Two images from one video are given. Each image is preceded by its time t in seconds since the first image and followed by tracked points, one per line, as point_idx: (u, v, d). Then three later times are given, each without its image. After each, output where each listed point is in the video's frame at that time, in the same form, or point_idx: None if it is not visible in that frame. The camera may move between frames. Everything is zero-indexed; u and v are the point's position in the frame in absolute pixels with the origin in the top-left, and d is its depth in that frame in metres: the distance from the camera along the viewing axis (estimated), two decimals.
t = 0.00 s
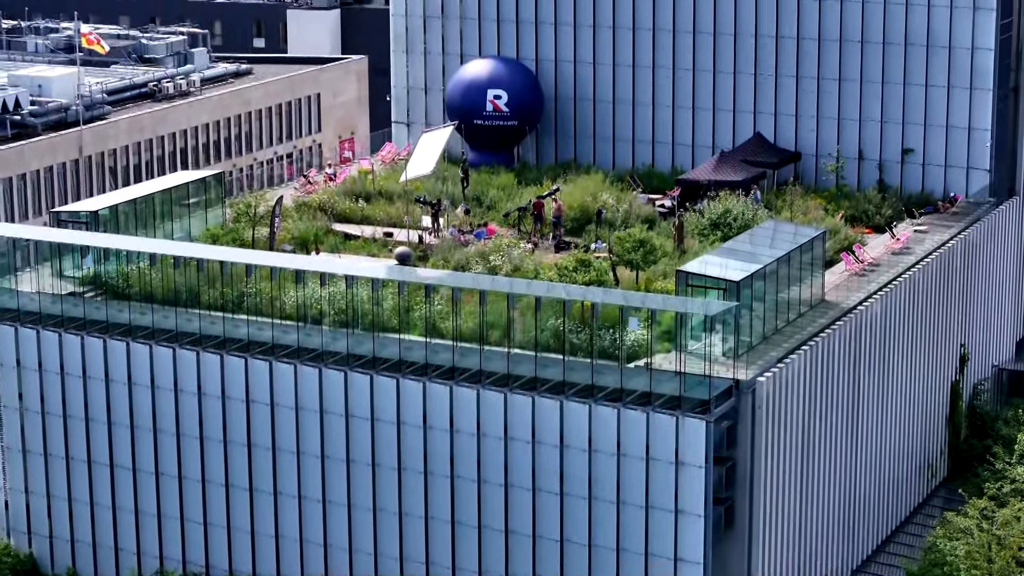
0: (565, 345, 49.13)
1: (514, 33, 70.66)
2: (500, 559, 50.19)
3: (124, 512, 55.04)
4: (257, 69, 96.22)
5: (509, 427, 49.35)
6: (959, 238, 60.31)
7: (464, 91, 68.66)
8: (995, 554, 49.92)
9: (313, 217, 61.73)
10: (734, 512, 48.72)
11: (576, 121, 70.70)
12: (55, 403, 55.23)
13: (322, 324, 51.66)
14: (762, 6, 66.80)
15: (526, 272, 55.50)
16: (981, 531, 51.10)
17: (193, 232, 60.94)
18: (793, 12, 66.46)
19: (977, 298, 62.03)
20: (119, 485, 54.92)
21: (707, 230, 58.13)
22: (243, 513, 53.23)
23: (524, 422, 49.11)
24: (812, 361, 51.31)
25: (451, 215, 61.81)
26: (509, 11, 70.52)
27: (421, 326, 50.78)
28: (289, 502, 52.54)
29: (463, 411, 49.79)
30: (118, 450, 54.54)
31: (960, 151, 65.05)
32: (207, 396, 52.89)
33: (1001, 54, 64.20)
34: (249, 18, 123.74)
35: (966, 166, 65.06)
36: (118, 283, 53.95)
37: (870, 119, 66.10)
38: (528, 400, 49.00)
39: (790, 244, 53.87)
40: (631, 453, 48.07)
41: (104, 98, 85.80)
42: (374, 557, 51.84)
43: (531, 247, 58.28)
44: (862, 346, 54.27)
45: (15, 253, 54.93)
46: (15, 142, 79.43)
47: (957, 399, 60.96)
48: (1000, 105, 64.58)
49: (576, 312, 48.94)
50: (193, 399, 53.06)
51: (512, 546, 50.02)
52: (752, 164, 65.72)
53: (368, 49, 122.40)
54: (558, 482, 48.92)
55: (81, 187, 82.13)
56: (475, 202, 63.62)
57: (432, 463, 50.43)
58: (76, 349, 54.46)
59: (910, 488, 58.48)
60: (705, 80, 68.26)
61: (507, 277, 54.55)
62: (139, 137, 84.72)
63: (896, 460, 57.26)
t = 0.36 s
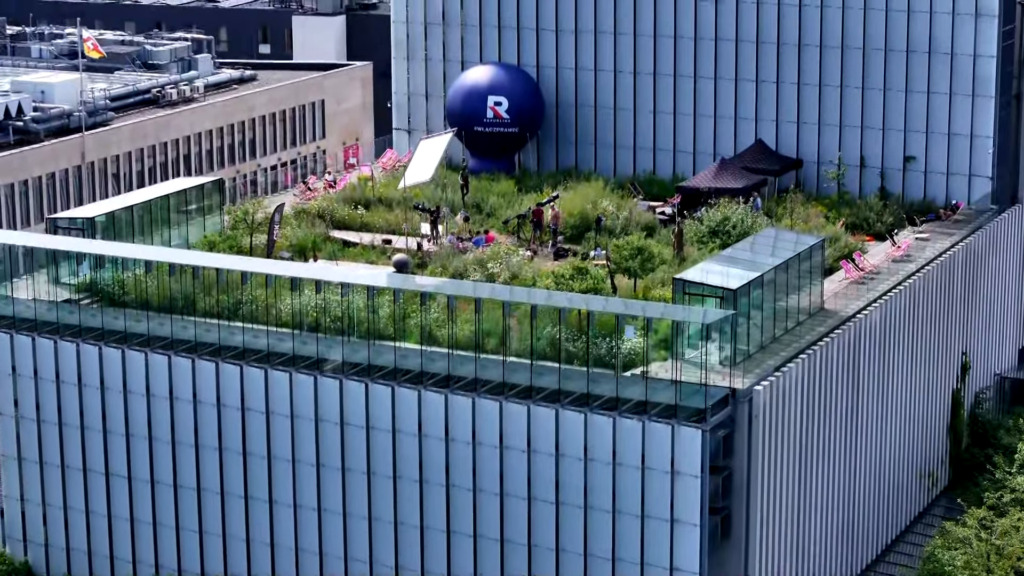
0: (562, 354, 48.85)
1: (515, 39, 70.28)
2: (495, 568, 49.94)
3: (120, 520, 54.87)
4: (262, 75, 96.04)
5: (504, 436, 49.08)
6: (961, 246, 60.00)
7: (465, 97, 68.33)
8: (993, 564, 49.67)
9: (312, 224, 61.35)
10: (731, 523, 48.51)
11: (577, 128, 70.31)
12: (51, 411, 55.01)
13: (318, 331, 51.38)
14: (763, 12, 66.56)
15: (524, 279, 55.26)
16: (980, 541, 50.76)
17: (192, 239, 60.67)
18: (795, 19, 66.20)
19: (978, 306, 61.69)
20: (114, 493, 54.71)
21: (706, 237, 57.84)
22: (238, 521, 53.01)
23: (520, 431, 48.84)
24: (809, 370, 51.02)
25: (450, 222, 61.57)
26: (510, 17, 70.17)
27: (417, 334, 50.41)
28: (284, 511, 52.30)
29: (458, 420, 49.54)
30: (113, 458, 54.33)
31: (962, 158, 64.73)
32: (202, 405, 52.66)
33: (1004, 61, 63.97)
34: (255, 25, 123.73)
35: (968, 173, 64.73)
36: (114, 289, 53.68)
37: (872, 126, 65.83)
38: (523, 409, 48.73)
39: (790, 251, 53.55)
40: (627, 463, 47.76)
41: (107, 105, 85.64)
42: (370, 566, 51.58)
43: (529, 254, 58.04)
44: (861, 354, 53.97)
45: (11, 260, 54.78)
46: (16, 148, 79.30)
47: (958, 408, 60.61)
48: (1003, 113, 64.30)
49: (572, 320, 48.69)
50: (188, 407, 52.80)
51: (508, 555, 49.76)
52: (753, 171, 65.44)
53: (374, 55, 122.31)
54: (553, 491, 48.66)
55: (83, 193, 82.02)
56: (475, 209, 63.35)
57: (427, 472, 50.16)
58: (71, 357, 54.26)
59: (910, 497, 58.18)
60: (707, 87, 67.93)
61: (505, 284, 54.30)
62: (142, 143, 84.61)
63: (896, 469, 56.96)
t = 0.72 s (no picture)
0: (558, 359, 48.66)
1: (516, 45, 70.14)
2: None
3: (115, 526, 54.62)
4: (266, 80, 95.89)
5: (499, 443, 48.81)
6: (962, 252, 59.71)
7: (465, 103, 68.06)
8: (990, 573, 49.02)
9: (310, 229, 61.01)
10: (727, 530, 48.21)
11: (578, 133, 70.08)
12: (46, 417, 54.81)
13: (314, 337, 51.24)
14: (764, 17, 66.35)
15: (521, 285, 54.99)
16: (978, 548, 50.39)
17: (189, 244, 60.49)
18: (796, 23, 65.97)
19: (980, 313, 61.33)
20: (110, 499, 54.49)
21: (705, 243, 57.59)
22: (234, 528, 52.77)
23: (515, 438, 48.56)
24: (808, 377, 50.73)
25: (450, 227, 61.35)
26: (511, 22, 70.03)
27: (413, 340, 50.28)
28: (279, 517, 52.04)
29: (453, 426, 49.25)
30: (108, 464, 54.11)
31: (964, 164, 64.25)
32: (197, 410, 52.44)
33: (1006, 67, 63.53)
34: (260, 29, 124.13)
35: (970, 179, 64.26)
36: (110, 295, 53.70)
37: (873, 131, 65.46)
38: (518, 415, 48.44)
39: (790, 258, 53.39)
40: (622, 470, 47.49)
41: (110, 109, 85.43)
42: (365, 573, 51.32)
43: (528, 260, 57.78)
44: (860, 360, 53.66)
45: (7, 265, 54.83)
46: (18, 152, 79.05)
47: (959, 414, 60.36)
48: (1005, 119, 63.89)
49: (568, 326, 48.43)
50: (183, 413, 52.59)
51: (503, 563, 49.49)
52: (754, 176, 65.10)
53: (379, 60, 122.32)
54: (549, 498, 48.37)
55: (86, 197, 81.79)
56: (475, 214, 63.08)
57: (422, 478, 49.88)
58: (67, 362, 54.07)
59: (910, 503, 57.87)
60: (708, 93, 67.70)
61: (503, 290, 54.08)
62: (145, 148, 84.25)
63: (896, 475, 56.65)
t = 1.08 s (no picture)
0: (553, 362, 48.37)
1: (518, 46, 69.87)
2: None
3: (111, 528, 54.45)
4: (270, 81, 95.68)
5: (495, 446, 48.55)
6: (963, 254, 59.39)
7: (466, 104, 67.82)
8: None
9: (309, 231, 60.83)
10: (724, 533, 48.03)
11: (579, 135, 69.86)
12: (42, 419, 54.68)
13: (309, 339, 51.02)
14: (767, 19, 66.09)
15: (518, 287, 54.69)
16: (977, 552, 50.04)
17: (187, 245, 60.29)
18: (798, 25, 65.67)
19: (982, 315, 61.02)
20: (105, 501, 54.31)
21: (703, 245, 57.27)
22: (229, 530, 52.55)
23: (510, 441, 48.30)
24: (805, 380, 50.42)
25: (450, 229, 61.15)
26: (512, 23, 69.78)
27: (409, 343, 50.06)
28: (274, 520, 51.82)
29: (448, 429, 49.01)
30: (104, 467, 53.92)
31: (966, 165, 63.96)
32: (192, 413, 52.20)
33: (1009, 68, 63.22)
34: (266, 29, 124.10)
35: (972, 181, 63.95)
36: (107, 296, 53.51)
37: (875, 133, 65.18)
38: (514, 418, 48.16)
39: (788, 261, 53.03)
40: (618, 473, 47.24)
41: (113, 110, 85.23)
42: None
43: (527, 262, 57.49)
44: (859, 363, 53.37)
45: (4, 266, 54.73)
46: (20, 153, 78.85)
47: (960, 417, 60.06)
48: (1007, 120, 63.53)
49: (564, 328, 48.19)
50: (179, 415, 52.37)
51: (499, 565, 49.27)
52: (756, 178, 64.71)
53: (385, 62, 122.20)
54: (544, 501, 48.12)
55: (88, 198, 81.61)
56: (475, 216, 62.77)
57: (418, 481, 49.64)
58: (63, 364, 53.92)
59: (910, 507, 57.58)
60: (710, 94, 67.41)
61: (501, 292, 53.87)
62: (148, 149, 84.12)
63: (895, 479, 56.35)
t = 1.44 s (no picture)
0: (549, 363, 48.12)
1: (518, 45, 69.61)
2: None
3: (106, 529, 54.32)
4: (274, 80, 95.46)
5: (490, 447, 48.32)
6: (964, 255, 59.09)
7: (467, 103, 67.59)
8: None
9: (308, 231, 60.69)
10: (720, 535, 47.76)
11: (580, 134, 69.63)
12: (38, 419, 54.58)
13: (305, 340, 50.81)
14: (767, 18, 65.72)
15: (515, 287, 54.46)
16: (976, 555, 49.74)
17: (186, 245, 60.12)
18: (800, 25, 65.30)
19: (983, 317, 60.71)
20: (101, 502, 54.19)
21: (702, 246, 56.97)
22: (225, 531, 52.36)
23: (506, 442, 48.07)
24: (803, 381, 50.16)
25: (449, 229, 60.96)
26: (513, 23, 69.48)
27: (405, 343, 49.79)
28: (270, 521, 51.63)
29: (444, 430, 48.78)
30: (100, 468, 53.75)
31: (968, 166, 63.68)
32: (187, 413, 52.00)
33: (1011, 68, 62.89)
34: (271, 28, 124.29)
35: (974, 181, 63.64)
36: (103, 296, 53.33)
37: (876, 133, 64.91)
38: (508, 419, 47.94)
39: (784, 262, 52.77)
40: (613, 474, 47.00)
41: (116, 109, 85.09)
42: None
43: (525, 262, 57.24)
44: (858, 365, 53.08)
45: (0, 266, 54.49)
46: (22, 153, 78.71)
47: (961, 419, 59.76)
48: (1010, 120, 63.23)
49: (560, 329, 47.94)
50: (174, 416, 52.18)
51: (494, 567, 49.05)
52: (757, 178, 64.43)
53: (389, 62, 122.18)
54: (539, 502, 47.90)
55: (91, 198, 81.51)
56: (475, 217, 62.49)
57: (413, 482, 49.42)
58: (58, 364, 53.78)
59: (909, 508, 57.33)
60: (711, 94, 67.14)
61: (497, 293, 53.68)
62: (151, 149, 84.33)
63: (895, 481, 56.09)
